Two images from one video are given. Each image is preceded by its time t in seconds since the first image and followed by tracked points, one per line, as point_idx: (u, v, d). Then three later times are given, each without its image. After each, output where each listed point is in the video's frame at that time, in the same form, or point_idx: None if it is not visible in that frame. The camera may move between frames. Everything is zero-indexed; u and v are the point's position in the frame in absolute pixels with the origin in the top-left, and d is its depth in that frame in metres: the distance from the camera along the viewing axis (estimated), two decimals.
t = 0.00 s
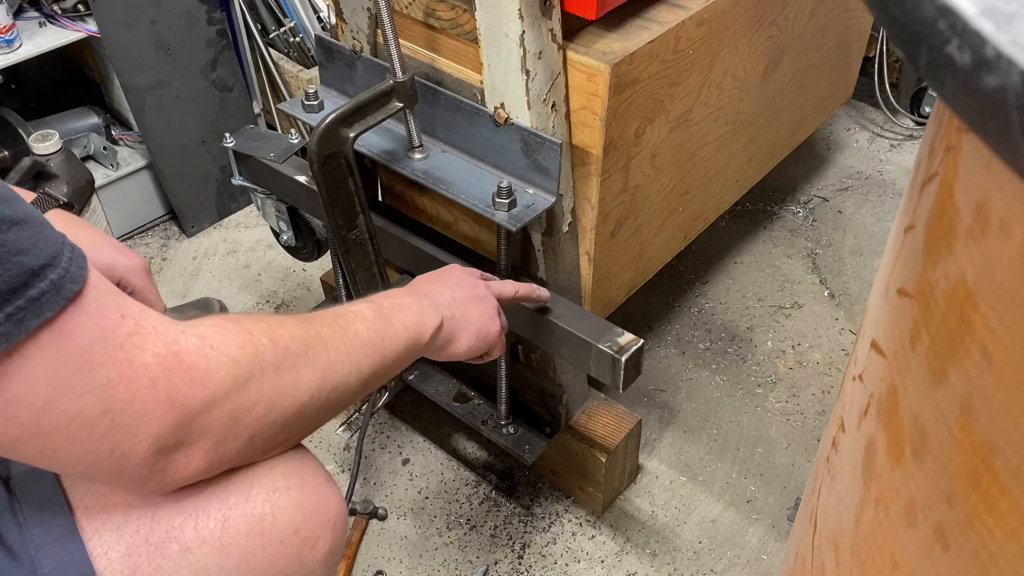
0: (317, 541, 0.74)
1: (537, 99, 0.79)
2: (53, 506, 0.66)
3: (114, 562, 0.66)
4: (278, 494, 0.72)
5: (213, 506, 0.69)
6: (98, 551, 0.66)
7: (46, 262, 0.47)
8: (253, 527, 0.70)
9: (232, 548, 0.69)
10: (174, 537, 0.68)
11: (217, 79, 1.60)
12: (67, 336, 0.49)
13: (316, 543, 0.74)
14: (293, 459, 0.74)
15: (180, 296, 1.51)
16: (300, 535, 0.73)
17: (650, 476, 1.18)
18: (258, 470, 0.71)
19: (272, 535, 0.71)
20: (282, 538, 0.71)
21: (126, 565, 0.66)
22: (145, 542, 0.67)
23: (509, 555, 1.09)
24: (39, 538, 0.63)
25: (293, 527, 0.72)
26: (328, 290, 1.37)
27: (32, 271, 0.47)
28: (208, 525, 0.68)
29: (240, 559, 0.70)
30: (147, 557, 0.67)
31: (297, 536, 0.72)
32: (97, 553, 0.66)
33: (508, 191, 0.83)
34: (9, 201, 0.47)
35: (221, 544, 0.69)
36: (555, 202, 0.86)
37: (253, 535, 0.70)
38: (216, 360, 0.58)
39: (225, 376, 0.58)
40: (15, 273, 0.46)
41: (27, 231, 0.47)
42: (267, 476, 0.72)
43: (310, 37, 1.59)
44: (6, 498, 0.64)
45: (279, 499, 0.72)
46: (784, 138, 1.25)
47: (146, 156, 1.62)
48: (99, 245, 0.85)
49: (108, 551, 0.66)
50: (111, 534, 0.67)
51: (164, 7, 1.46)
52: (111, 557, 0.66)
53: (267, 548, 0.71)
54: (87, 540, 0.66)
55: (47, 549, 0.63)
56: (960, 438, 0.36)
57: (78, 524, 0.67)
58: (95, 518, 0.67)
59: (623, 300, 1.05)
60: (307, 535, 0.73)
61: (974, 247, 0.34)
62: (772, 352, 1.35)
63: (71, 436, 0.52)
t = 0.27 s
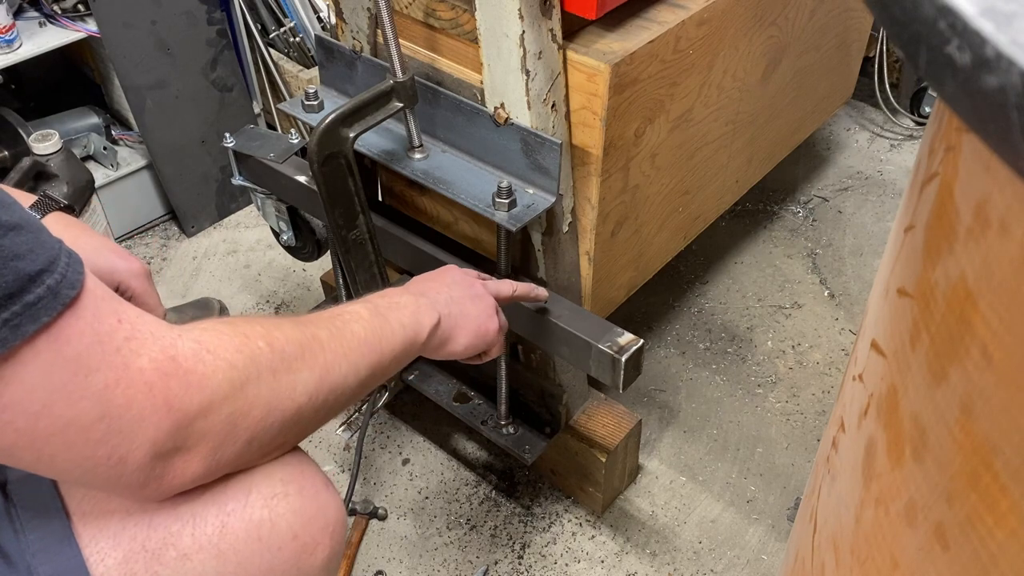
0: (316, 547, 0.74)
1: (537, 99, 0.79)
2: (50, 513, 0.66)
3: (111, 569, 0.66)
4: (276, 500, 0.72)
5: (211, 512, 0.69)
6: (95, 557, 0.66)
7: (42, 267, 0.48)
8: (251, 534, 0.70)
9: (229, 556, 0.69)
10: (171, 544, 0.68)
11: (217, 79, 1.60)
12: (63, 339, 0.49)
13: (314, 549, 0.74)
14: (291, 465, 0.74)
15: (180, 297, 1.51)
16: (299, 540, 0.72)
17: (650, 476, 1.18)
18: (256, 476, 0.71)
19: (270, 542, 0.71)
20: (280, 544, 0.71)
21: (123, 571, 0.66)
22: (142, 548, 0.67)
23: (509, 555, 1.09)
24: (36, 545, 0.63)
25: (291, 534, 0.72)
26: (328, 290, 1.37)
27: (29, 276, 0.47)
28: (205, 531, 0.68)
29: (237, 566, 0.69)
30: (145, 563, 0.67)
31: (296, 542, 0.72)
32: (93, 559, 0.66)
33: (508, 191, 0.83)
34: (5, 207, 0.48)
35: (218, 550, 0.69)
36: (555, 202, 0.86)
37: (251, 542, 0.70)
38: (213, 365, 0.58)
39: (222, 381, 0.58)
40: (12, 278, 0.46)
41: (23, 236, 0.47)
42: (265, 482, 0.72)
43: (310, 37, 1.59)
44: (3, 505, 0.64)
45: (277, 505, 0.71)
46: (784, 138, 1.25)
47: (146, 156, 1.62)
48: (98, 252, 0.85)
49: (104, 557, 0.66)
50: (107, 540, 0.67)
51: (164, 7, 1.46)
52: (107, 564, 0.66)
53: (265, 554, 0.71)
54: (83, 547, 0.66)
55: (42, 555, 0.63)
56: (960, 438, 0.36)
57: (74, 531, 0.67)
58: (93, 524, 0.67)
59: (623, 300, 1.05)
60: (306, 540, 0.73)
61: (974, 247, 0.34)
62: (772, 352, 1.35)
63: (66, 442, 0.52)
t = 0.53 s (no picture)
0: (316, 548, 0.74)
1: (537, 99, 0.79)
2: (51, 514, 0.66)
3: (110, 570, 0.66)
4: (276, 501, 0.71)
5: (210, 513, 0.69)
6: (95, 557, 0.66)
7: (40, 271, 0.48)
8: (251, 535, 0.70)
9: (228, 556, 0.69)
10: (171, 545, 0.68)
11: (217, 79, 1.60)
12: (60, 342, 0.49)
13: (314, 549, 0.74)
14: (291, 466, 0.74)
15: (180, 297, 1.51)
16: (298, 541, 0.72)
17: (650, 476, 1.18)
18: (256, 477, 0.71)
19: (270, 543, 0.71)
20: (279, 545, 0.71)
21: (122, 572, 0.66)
22: (142, 549, 0.67)
23: (509, 555, 1.09)
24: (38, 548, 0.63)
25: (291, 534, 0.72)
26: (328, 290, 1.37)
27: (27, 280, 0.47)
28: (205, 532, 0.68)
29: (237, 567, 0.70)
30: (144, 564, 0.67)
31: (296, 543, 0.72)
32: (93, 559, 0.66)
33: (508, 191, 0.83)
34: (4, 211, 0.48)
35: (218, 552, 0.69)
36: (555, 202, 0.86)
37: (250, 543, 0.70)
38: (212, 371, 0.58)
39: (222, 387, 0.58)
40: (10, 281, 0.46)
41: (21, 240, 0.48)
42: (264, 483, 0.72)
43: (310, 37, 1.59)
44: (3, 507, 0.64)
45: (277, 506, 0.71)
46: (784, 138, 1.25)
47: (146, 156, 1.62)
48: (97, 255, 0.84)
49: (104, 558, 0.66)
50: (108, 540, 0.67)
51: (164, 7, 1.46)
52: (106, 565, 0.66)
53: (265, 555, 0.71)
54: (83, 547, 0.66)
55: (41, 556, 0.63)
56: (960, 437, 0.36)
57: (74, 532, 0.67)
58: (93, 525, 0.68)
59: (623, 300, 1.05)
60: (305, 541, 0.73)
61: (974, 247, 0.34)
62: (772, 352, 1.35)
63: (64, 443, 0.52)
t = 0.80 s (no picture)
0: (316, 548, 0.74)
1: (537, 99, 0.79)
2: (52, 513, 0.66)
3: (110, 569, 0.66)
4: (276, 501, 0.72)
5: (210, 513, 0.69)
6: (94, 556, 0.66)
7: (46, 261, 0.47)
8: (251, 535, 0.70)
9: (229, 556, 0.69)
10: (171, 545, 0.68)
11: (217, 79, 1.60)
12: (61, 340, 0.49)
13: (314, 549, 0.74)
14: (291, 466, 0.74)
15: (180, 297, 1.51)
16: (299, 541, 0.73)
17: (650, 476, 1.18)
18: (257, 477, 0.71)
19: (270, 543, 0.71)
20: (279, 545, 0.72)
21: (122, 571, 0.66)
22: (142, 549, 0.67)
23: (509, 555, 1.09)
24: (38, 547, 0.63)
25: (291, 534, 0.72)
26: (328, 290, 1.37)
27: (33, 270, 0.47)
28: (205, 532, 0.68)
29: (237, 567, 0.70)
30: (144, 563, 0.67)
31: (296, 542, 0.72)
32: (93, 559, 0.66)
33: (508, 191, 0.83)
34: (5, 200, 0.47)
35: (218, 551, 0.69)
36: (555, 202, 0.86)
37: (250, 543, 0.70)
38: (220, 360, 0.58)
39: (225, 373, 0.58)
40: (16, 271, 0.46)
41: (27, 230, 0.47)
42: (264, 483, 0.72)
43: (310, 37, 1.59)
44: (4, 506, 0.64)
45: (277, 506, 0.72)
46: (784, 138, 1.25)
47: (146, 156, 1.62)
48: (100, 253, 0.85)
49: (104, 557, 0.66)
50: (107, 539, 0.67)
51: (164, 7, 1.46)
52: (106, 565, 0.66)
53: (265, 556, 0.71)
54: (83, 547, 0.66)
55: (41, 555, 0.63)
56: (960, 438, 0.36)
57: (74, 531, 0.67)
58: (90, 523, 0.67)
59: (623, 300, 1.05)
60: (305, 541, 0.73)
61: (974, 247, 0.34)
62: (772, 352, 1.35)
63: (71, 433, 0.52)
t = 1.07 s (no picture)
0: (312, 544, 0.74)
1: (537, 99, 0.80)
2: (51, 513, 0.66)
3: (105, 568, 0.65)
4: (270, 498, 0.72)
5: (203, 511, 0.69)
6: (90, 556, 0.65)
7: (31, 272, 0.49)
8: (246, 532, 0.70)
9: (224, 555, 0.69)
10: (165, 543, 0.67)
11: (217, 79, 1.60)
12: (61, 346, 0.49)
13: (311, 545, 0.74)
14: (283, 464, 0.75)
15: (180, 297, 1.51)
16: (294, 537, 0.73)
17: (650, 476, 1.18)
18: (249, 476, 0.72)
19: (265, 540, 0.71)
20: (275, 541, 0.72)
21: (118, 570, 0.65)
22: (137, 548, 0.66)
23: (509, 555, 1.09)
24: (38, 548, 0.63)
25: (287, 530, 0.72)
26: (329, 290, 1.37)
27: (17, 279, 0.48)
28: (199, 531, 0.68)
29: (234, 566, 0.69)
30: (139, 562, 0.66)
31: (291, 539, 0.73)
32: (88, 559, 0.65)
33: (508, 191, 0.83)
34: None
35: (212, 549, 0.68)
36: (555, 202, 0.86)
37: (246, 540, 0.70)
38: (222, 364, 0.58)
39: (235, 360, 0.59)
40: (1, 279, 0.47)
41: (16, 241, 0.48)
42: (257, 481, 0.72)
43: (310, 37, 1.59)
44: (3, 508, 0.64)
45: (270, 503, 0.72)
46: (784, 138, 1.25)
47: (146, 156, 1.62)
48: (105, 237, 0.86)
49: (98, 557, 0.65)
50: (101, 540, 0.65)
51: (164, 7, 1.46)
52: (101, 563, 0.65)
53: (261, 552, 0.71)
54: (78, 547, 0.65)
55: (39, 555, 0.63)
56: (960, 437, 0.36)
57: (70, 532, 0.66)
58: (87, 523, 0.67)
59: (623, 300, 1.05)
60: (302, 538, 0.73)
61: (974, 247, 0.34)
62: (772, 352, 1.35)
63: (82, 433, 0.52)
